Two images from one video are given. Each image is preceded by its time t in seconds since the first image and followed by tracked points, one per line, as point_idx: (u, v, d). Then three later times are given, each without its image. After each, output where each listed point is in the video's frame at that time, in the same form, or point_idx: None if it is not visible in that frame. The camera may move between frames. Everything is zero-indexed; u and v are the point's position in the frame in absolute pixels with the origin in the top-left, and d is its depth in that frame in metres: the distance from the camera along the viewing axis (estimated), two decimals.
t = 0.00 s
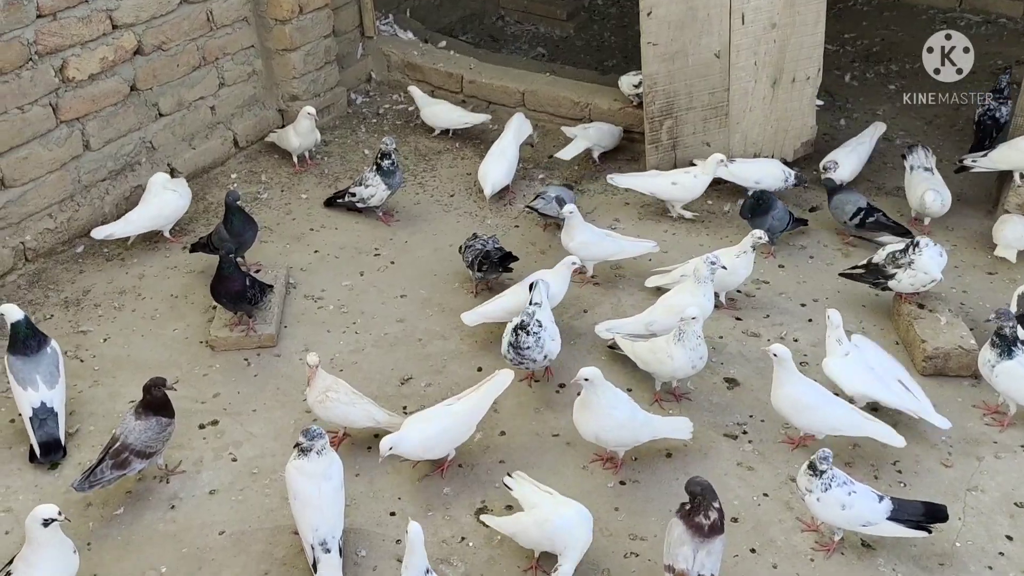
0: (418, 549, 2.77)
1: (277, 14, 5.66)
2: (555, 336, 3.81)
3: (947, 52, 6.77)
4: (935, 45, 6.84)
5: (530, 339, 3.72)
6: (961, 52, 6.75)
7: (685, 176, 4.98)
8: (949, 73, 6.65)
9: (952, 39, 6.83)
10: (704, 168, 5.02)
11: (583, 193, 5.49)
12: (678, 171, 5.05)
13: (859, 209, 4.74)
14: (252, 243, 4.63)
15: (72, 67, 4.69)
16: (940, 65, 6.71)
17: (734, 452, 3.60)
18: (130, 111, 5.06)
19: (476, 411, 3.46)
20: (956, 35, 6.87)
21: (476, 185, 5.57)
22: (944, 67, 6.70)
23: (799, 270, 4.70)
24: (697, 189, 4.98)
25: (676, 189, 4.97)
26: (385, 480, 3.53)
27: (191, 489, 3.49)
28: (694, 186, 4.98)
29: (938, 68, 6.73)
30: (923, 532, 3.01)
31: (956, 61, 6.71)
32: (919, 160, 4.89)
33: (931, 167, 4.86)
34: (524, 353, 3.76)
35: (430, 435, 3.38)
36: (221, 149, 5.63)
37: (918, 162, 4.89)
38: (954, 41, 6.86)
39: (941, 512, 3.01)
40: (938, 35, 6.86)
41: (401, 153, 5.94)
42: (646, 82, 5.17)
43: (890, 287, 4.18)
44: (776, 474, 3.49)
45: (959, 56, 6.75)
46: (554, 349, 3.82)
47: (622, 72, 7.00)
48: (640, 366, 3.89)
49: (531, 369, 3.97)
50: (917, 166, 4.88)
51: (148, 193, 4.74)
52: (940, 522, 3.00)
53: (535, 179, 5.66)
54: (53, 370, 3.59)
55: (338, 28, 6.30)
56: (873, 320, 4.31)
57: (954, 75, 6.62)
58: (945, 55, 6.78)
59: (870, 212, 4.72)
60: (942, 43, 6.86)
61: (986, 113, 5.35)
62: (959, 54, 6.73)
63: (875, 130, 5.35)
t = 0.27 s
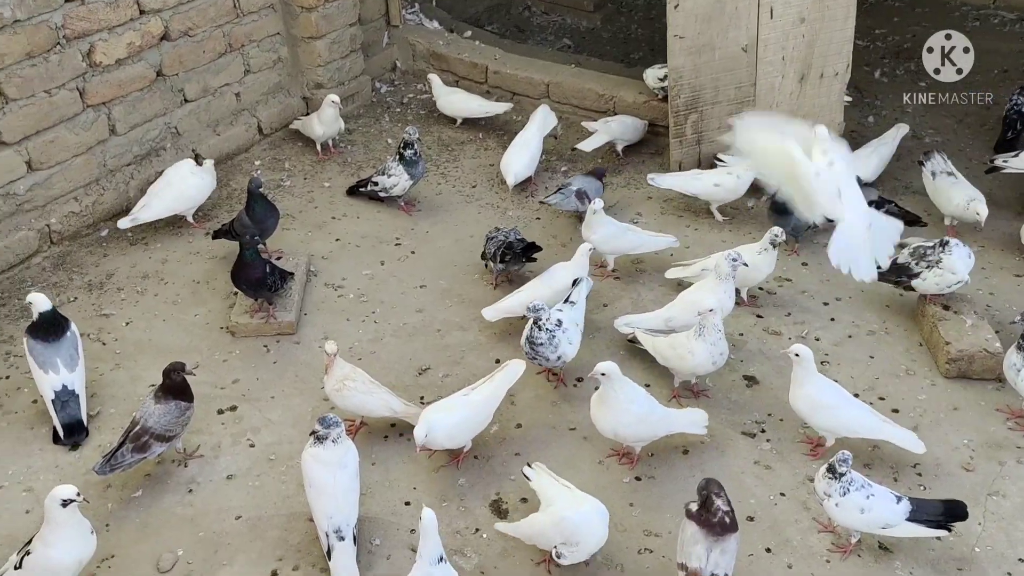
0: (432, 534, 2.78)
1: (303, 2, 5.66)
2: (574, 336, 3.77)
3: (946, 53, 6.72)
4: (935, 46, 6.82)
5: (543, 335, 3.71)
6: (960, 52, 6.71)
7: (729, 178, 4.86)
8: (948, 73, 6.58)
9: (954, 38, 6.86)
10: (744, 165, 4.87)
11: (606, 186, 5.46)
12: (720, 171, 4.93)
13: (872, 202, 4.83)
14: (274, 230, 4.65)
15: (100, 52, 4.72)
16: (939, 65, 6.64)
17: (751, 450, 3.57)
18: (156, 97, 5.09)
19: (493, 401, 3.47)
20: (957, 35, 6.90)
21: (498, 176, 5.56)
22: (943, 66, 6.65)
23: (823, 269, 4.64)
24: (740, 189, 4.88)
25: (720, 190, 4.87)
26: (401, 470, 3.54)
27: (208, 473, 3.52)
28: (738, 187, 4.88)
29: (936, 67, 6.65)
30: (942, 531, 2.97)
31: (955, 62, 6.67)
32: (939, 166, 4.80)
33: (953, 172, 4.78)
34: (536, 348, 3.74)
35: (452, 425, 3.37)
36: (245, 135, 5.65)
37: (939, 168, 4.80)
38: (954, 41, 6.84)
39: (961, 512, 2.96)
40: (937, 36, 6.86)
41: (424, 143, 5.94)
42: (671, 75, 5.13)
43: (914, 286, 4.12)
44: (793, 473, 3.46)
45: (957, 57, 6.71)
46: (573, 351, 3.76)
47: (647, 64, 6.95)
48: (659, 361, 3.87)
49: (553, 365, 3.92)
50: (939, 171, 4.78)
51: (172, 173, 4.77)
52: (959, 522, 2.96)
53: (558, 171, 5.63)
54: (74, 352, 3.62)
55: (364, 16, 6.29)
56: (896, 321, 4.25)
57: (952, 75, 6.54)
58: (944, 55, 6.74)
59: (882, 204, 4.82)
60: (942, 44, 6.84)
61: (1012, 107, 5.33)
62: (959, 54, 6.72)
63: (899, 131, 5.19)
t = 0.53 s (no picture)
0: (443, 528, 2.76)
1: None
2: (585, 337, 3.74)
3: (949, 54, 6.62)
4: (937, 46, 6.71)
5: (549, 331, 3.71)
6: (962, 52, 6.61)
7: (768, 173, 4.87)
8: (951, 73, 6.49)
9: (954, 38, 6.75)
10: (781, 161, 4.90)
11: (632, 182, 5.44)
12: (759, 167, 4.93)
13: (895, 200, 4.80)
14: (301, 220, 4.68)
15: (132, 42, 4.78)
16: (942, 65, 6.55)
17: (773, 449, 3.55)
18: (186, 87, 5.14)
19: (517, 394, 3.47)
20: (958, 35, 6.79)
21: (524, 171, 5.56)
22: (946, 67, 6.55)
23: (850, 269, 4.60)
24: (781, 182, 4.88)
25: (760, 186, 4.86)
26: (422, 461, 3.56)
27: (232, 460, 3.56)
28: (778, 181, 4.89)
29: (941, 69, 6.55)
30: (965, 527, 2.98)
31: (958, 62, 6.56)
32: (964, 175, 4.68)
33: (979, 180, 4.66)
34: (541, 340, 3.75)
35: (475, 418, 3.39)
36: (273, 127, 5.70)
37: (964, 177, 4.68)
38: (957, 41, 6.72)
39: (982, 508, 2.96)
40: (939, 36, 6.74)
41: (450, 137, 5.95)
42: (700, 72, 5.10)
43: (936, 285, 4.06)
44: (816, 474, 3.44)
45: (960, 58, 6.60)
46: (576, 355, 3.75)
47: (676, 61, 6.92)
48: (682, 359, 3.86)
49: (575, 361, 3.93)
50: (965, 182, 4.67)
51: (200, 168, 4.81)
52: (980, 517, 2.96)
53: (584, 167, 5.62)
54: (102, 339, 3.68)
55: (393, 10, 6.31)
56: (923, 323, 4.21)
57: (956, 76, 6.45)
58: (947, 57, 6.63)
59: (906, 197, 4.76)
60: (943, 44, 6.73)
61: None
62: (960, 54, 6.60)
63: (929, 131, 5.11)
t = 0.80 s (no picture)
0: (457, 523, 2.76)
1: None
2: (562, 339, 3.70)
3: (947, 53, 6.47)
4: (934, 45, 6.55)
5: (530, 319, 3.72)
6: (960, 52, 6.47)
7: (795, 167, 4.85)
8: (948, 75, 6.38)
9: (953, 38, 6.56)
10: (808, 157, 4.88)
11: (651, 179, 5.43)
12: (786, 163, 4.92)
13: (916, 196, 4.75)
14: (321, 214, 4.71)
15: (155, 36, 4.82)
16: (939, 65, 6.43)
17: (791, 447, 3.54)
18: (208, 81, 5.18)
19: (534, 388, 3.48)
20: (957, 34, 6.64)
21: (543, 167, 5.56)
22: (943, 67, 6.43)
23: (871, 267, 4.57)
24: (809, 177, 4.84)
25: (787, 180, 4.84)
26: (439, 455, 3.57)
27: (251, 451, 3.58)
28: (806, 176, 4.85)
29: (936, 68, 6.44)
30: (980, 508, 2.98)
31: (956, 61, 6.44)
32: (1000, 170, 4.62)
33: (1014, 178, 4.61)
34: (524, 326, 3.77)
35: (493, 411, 3.40)
36: (294, 121, 5.73)
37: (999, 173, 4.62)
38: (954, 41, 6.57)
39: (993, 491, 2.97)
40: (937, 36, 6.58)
41: (469, 133, 5.96)
42: (720, 69, 5.07)
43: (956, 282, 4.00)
44: (834, 472, 3.42)
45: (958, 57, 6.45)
46: (552, 348, 3.73)
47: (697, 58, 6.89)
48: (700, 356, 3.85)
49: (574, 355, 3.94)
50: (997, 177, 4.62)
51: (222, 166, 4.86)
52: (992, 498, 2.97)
53: (603, 163, 5.61)
54: (124, 330, 3.72)
55: (414, 5, 6.33)
56: (944, 322, 4.17)
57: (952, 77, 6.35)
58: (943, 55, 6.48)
59: (929, 195, 4.72)
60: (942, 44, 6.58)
61: None
62: (959, 54, 6.47)
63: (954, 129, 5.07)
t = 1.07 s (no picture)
0: (471, 522, 2.79)
1: None
2: (544, 346, 3.73)
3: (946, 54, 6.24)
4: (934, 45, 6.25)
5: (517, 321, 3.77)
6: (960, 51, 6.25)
7: (823, 170, 4.82)
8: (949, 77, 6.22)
9: (952, 38, 6.30)
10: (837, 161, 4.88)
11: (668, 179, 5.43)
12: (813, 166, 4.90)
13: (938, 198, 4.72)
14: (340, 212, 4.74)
15: (177, 35, 4.87)
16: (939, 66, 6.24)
17: (808, 447, 3.53)
18: (228, 81, 5.22)
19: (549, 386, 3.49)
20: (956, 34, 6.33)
21: (561, 167, 5.57)
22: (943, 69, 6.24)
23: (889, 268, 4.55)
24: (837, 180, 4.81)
25: (814, 183, 4.81)
26: (455, 452, 3.59)
27: (269, 447, 3.62)
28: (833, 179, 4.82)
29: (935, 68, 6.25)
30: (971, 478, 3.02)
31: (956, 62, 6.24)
32: None
33: None
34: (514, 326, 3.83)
35: (510, 412, 3.41)
36: (313, 120, 5.76)
37: None
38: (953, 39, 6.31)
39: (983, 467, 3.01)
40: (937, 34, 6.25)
41: (487, 132, 5.98)
42: (738, 68, 5.06)
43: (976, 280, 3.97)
44: (851, 473, 3.41)
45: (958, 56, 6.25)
46: (537, 352, 3.75)
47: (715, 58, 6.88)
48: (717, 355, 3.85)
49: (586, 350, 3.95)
50: None
51: (242, 164, 4.89)
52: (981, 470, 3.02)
53: (621, 163, 5.61)
54: (144, 326, 3.76)
55: (432, 5, 6.35)
56: (963, 323, 4.15)
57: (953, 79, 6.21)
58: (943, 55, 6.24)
59: (951, 196, 4.69)
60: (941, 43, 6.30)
61: None
62: (959, 54, 6.25)
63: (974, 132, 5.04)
